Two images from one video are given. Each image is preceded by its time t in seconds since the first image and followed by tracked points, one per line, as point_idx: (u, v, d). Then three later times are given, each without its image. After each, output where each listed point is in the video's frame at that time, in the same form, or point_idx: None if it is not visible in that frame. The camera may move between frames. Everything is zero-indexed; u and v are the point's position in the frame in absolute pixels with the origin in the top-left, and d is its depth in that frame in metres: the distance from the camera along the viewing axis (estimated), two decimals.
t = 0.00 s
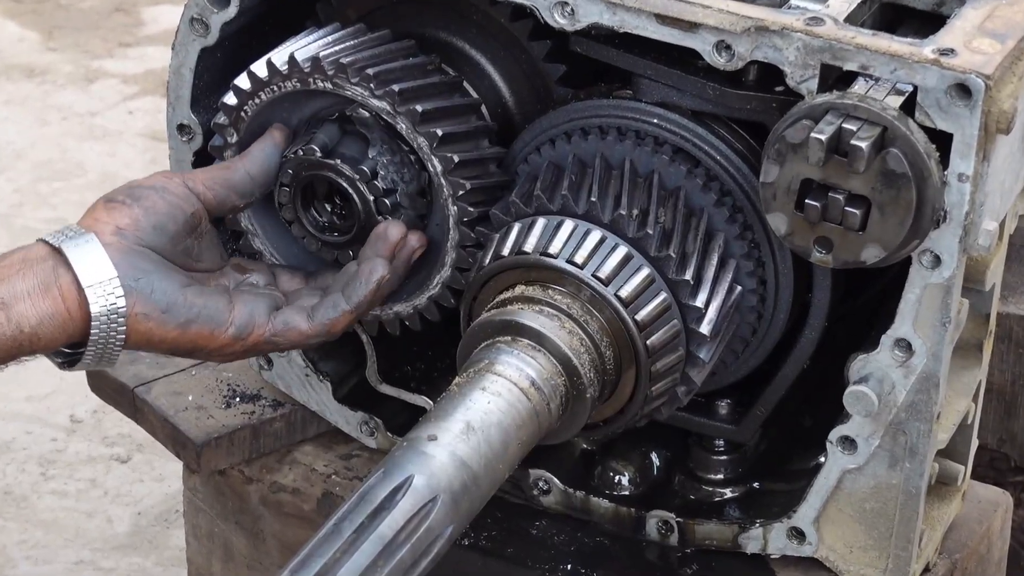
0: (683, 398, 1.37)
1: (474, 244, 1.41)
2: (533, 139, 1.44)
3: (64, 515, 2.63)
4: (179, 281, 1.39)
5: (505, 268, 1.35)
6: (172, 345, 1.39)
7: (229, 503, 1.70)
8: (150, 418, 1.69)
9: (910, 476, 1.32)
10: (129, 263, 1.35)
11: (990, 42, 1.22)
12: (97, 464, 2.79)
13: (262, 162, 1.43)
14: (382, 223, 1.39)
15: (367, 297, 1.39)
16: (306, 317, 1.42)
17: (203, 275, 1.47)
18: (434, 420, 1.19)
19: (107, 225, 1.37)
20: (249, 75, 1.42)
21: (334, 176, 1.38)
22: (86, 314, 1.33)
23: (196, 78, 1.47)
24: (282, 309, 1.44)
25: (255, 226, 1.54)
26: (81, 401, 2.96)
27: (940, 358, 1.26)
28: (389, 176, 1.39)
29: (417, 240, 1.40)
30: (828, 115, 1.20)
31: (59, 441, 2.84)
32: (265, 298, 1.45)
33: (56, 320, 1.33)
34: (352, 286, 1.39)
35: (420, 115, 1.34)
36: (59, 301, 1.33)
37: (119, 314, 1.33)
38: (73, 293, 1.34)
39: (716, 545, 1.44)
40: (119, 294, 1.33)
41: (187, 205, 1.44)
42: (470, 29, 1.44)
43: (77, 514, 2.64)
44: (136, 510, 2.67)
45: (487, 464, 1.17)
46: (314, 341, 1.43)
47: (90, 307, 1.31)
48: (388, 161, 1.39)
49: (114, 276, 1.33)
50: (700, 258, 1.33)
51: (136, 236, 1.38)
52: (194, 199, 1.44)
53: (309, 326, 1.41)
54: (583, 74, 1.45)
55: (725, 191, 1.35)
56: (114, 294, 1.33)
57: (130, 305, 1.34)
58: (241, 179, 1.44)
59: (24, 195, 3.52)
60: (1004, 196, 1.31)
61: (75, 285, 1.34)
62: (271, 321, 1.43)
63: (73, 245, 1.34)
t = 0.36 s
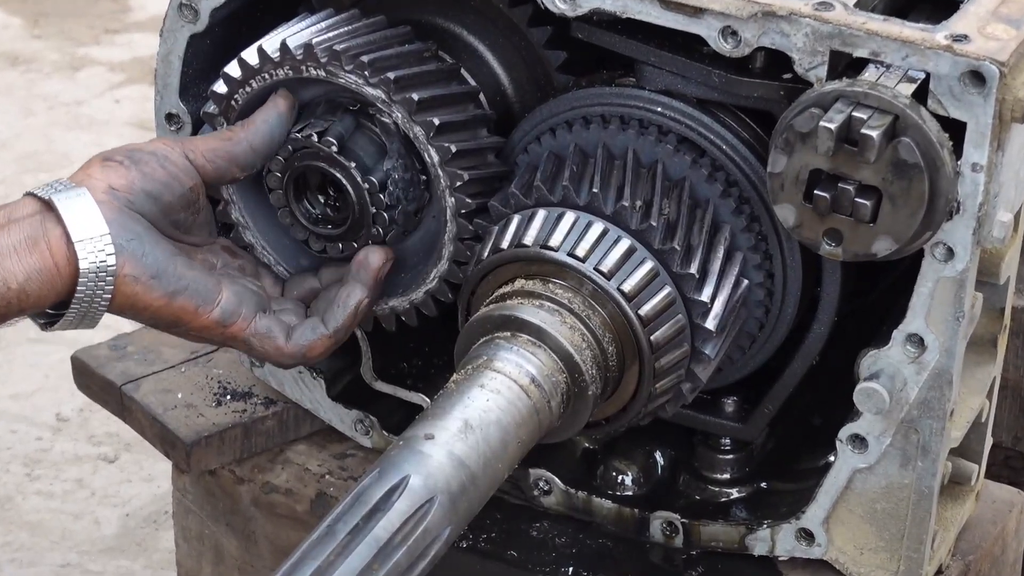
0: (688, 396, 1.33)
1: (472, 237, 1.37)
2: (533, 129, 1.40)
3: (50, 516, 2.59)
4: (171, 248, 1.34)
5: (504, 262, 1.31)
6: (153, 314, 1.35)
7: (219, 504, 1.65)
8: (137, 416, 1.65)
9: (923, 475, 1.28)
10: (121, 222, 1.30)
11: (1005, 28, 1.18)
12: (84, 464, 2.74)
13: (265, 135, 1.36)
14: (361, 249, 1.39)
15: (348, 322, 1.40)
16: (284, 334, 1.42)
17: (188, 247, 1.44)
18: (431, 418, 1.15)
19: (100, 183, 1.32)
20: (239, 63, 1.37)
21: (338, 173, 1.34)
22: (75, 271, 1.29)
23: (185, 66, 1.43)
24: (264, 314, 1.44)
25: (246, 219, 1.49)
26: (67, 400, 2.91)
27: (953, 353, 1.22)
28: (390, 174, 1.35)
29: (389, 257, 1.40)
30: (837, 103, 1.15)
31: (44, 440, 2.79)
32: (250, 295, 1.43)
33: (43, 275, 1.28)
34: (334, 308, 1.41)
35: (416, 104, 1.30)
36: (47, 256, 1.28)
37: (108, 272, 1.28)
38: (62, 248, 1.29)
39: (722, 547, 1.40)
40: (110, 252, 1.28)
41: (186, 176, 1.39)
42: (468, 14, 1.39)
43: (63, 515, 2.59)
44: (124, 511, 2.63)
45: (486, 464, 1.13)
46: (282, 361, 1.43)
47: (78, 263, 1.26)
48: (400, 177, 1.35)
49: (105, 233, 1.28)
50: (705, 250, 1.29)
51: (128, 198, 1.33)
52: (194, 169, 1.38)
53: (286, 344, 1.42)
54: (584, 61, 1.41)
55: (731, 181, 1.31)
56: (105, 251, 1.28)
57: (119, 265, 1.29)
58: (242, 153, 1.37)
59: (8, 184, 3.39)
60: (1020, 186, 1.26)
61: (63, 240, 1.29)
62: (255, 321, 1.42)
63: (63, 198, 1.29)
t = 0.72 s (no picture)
0: (684, 393, 1.32)
1: (469, 234, 1.37)
2: (529, 126, 1.39)
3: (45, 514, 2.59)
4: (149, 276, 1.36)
5: (501, 259, 1.31)
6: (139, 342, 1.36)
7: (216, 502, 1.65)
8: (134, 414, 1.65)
9: (919, 473, 1.28)
10: (95, 255, 1.32)
11: (1001, 25, 1.17)
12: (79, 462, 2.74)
13: (250, 164, 1.41)
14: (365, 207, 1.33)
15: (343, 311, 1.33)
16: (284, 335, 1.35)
17: (186, 262, 1.43)
18: (427, 416, 1.15)
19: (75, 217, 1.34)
20: (235, 60, 1.37)
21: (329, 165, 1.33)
22: (55, 309, 1.28)
23: (181, 63, 1.43)
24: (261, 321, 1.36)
25: (241, 216, 1.51)
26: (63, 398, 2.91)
27: (949, 350, 1.22)
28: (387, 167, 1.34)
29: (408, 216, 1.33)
30: (834, 101, 1.15)
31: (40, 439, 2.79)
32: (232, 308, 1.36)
33: (25, 321, 1.27)
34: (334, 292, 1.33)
35: (412, 101, 1.29)
36: (27, 301, 1.27)
37: (86, 308, 1.29)
38: (42, 290, 1.28)
39: (719, 545, 1.40)
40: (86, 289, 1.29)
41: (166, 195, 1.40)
42: (463, 12, 1.39)
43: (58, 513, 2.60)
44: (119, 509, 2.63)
45: (482, 462, 1.13)
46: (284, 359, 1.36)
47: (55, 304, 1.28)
48: (361, 129, 1.34)
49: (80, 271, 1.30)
50: (702, 248, 1.29)
51: (105, 228, 1.35)
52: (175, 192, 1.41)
53: (287, 344, 1.34)
54: (581, 58, 1.41)
55: (727, 178, 1.31)
56: (80, 288, 1.29)
57: (95, 300, 1.31)
58: (227, 179, 1.41)
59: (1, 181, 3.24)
60: (1016, 184, 1.26)
61: (39, 282, 1.28)
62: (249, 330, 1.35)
63: (39, 247, 1.29)
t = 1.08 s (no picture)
0: (683, 391, 1.33)
1: (467, 232, 1.37)
2: (528, 123, 1.39)
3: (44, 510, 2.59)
4: (150, 234, 1.42)
5: (500, 257, 1.31)
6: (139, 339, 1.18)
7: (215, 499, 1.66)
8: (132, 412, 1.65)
9: (917, 471, 1.28)
10: (101, 201, 1.38)
11: (1000, 24, 1.17)
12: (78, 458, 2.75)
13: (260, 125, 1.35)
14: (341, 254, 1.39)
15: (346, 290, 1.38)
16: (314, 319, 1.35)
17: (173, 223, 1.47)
18: (426, 414, 1.15)
19: (88, 154, 1.39)
20: (235, 57, 1.37)
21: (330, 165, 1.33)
22: (52, 244, 1.35)
23: (180, 60, 1.43)
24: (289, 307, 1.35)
25: (240, 214, 1.49)
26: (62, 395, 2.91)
27: (948, 348, 1.22)
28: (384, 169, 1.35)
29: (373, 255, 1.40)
30: (833, 98, 1.15)
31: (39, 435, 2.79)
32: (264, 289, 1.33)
33: (21, 245, 1.34)
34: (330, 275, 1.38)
35: (411, 98, 1.29)
36: (27, 227, 1.34)
37: (82, 249, 1.36)
38: (43, 219, 1.35)
39: (717, 543, 1.39)
40: (88, 231, 1.36)
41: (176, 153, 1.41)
42: (463, 10, 1.39)
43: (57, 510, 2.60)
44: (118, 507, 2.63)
45: (481, 459, 1.13)
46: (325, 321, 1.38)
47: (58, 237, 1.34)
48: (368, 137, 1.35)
49: (86, 211, 1.36)
50: (701, 246, 1.29)
51: (115, 172, 1.40)
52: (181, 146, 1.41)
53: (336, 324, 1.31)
54: (581, 56, 1.41)
55: (726, 176, 1.31)
56: (82, 229, 1.36)
57: (95, 243, 1.37)
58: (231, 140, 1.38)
59: None
60: (1014, 181, 1.26)
61: (43, 212, 1.35)
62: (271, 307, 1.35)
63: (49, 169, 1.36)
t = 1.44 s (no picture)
0: (682, 389, 1.33)
1: (466, 229, 1.36)
2: (528, 121, 1.39)
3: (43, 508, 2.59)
4: (154, 231, 1.41)
5: (499, 254, 1.31)
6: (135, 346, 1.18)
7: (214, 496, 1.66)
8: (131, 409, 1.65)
9: (917, 468, 1.28)
10: (109, 195, 1.37)
11: (999, 21, 1.18)
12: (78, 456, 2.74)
13: (270, 123, 1.34)
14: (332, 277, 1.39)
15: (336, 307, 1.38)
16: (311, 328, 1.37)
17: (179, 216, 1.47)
18: (425, 411, 1.15)
19: (97, 146, 1.38)
20: (234, 54, 1.37)
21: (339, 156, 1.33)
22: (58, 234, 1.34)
23: (180, 57, 1.43)
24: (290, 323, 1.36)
25: (239, 210, 1.50)
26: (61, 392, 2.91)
27: (947, 346, 1.22)
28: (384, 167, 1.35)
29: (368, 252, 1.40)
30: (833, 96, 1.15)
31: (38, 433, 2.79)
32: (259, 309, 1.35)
33: (27, 236, 1.33)
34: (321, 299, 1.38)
35: (411, 95, 1.29)
36: (33, 216, 1.33)
37: (87, 244, 1.35)
38: (50, 210, 1.34)
39: (717, 540, 1.39)
40: (93, 226, 1.35)
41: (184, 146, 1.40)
42: (463, 8, 1.39)
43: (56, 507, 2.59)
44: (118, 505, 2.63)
45: (481, 456, 1.13)
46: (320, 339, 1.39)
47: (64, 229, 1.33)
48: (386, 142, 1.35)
49: (92, 207, 1.34)
50: (700, 243, 1.29)
51: (122, 168, 1.39)
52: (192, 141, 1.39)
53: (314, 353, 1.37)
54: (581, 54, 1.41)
55: (726, 173, 1.31)
56: (88, 225, 1.35)
57: (99, 239, 1.36)
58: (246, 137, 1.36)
59: None
60: (1013, 178, 1.26)
61: (50, 203, 1.34)
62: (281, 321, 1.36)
63: (58, 159, 1.35)
